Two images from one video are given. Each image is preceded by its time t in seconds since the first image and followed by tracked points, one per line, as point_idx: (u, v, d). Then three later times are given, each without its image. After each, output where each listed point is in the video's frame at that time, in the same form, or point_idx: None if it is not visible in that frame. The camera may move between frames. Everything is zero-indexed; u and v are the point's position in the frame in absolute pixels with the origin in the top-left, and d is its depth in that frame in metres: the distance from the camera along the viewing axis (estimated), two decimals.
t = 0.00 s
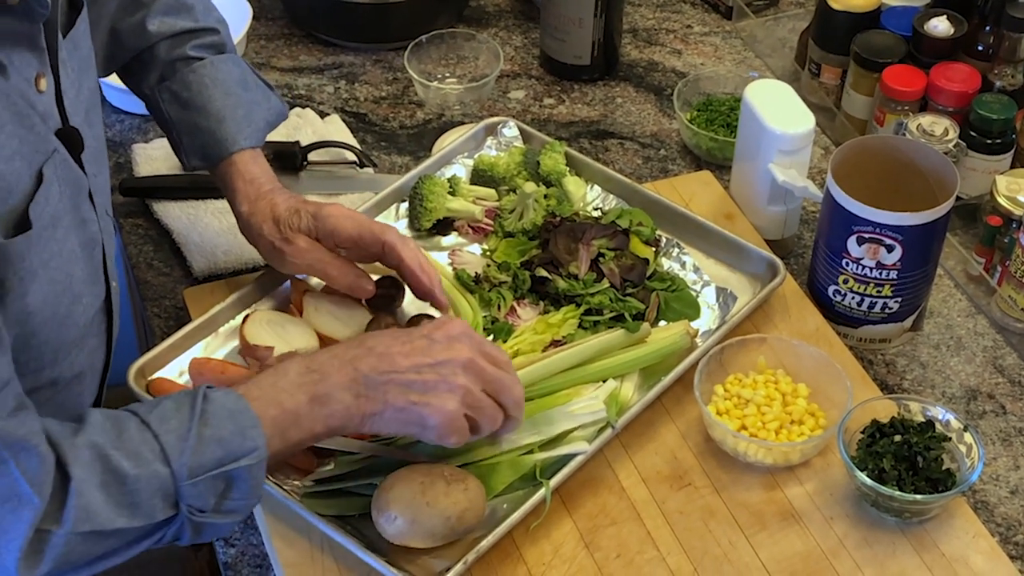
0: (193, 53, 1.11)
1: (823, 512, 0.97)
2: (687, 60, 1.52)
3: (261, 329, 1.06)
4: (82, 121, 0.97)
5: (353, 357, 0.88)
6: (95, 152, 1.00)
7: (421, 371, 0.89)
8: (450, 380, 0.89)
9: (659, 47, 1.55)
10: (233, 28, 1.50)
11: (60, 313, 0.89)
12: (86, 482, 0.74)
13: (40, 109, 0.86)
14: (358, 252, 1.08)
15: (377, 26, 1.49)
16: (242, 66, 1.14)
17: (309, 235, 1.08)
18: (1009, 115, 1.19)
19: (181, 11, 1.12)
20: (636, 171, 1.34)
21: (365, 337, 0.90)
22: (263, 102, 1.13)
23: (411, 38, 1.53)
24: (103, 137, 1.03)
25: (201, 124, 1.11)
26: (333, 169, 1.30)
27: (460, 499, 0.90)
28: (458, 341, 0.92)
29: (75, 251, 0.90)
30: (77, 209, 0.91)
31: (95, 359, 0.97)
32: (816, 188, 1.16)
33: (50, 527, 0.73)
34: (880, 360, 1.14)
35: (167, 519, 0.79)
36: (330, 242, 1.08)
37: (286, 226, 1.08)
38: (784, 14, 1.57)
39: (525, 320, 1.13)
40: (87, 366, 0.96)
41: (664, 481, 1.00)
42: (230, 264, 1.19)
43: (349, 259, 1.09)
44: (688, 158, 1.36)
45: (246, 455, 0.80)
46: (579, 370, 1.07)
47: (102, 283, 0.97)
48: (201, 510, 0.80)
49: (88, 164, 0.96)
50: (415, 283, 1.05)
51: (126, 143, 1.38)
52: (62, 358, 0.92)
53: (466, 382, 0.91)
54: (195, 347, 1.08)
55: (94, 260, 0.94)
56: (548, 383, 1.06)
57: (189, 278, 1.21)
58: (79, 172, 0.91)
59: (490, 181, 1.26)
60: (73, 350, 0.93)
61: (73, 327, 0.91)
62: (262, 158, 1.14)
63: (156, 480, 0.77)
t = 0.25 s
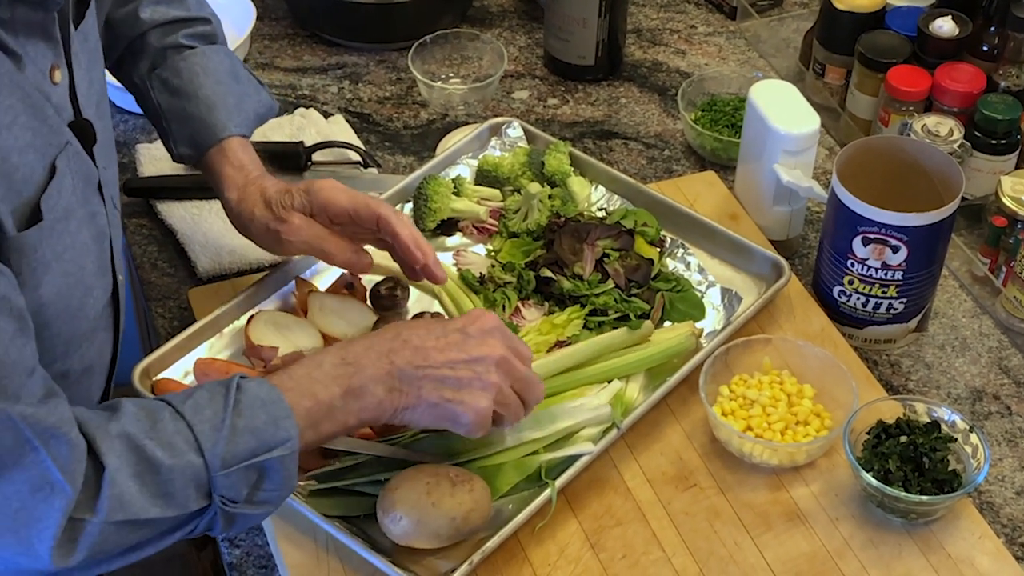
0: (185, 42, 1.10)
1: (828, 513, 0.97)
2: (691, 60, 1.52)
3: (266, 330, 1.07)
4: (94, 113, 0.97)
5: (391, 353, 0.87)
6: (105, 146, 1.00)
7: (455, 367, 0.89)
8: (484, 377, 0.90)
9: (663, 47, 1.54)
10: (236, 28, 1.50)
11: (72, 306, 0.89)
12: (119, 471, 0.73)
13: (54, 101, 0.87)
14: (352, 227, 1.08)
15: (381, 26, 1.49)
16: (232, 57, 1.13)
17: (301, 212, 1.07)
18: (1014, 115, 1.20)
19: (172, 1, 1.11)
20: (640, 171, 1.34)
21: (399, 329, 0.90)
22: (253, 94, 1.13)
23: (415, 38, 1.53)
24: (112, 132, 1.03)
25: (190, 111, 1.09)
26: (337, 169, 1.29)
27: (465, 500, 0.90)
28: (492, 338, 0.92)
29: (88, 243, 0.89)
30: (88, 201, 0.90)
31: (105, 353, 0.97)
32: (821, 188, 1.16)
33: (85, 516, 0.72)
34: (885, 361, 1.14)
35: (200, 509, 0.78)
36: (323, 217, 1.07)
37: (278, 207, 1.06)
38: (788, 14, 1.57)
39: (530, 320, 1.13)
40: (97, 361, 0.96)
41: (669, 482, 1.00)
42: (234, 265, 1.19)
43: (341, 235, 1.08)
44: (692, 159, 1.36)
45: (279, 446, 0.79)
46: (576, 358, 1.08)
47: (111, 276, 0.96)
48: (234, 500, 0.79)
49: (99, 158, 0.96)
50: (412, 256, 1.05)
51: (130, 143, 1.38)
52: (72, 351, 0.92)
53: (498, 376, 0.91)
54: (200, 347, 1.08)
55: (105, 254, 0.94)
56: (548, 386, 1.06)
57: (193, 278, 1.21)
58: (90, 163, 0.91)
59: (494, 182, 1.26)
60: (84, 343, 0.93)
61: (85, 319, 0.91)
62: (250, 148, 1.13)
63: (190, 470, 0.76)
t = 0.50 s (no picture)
0: (173, 42, 1.09)
1: (833, 516, 0.97)
2: (694, 61, 1.52)
3: (269, 333, 1.07)
4: (104, 111, 0.97)
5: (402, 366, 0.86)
6: (115, 144, 1.00)
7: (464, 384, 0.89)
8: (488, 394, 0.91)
9: (666, 49, 1.54)
10: (237, 28, 1.50)
11: (80, 305, 0.88)
12: (103, 499, 0.73)
13: (63, 98, 0.87)
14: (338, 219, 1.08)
15: (383, 27, 1.49)
16: (219, 61, 1.12)
17: (288, 204, 1.07)
18: (1018, 117, 1.19)
19: (161, 2, 1.10)
20: (643, 173, 1.34)
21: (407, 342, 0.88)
22: (240, 97, 1.12)
23: (418, 39, 1.52)
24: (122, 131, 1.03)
25: (177, 110, 1.08)
26: (340, 171, 1.28)
27: (469, 502, 0.90)
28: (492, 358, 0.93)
29: (96, 243, 0.89)
30: (98, 200, 0.90)
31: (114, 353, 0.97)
32: (825, 190, 1.16)
33: (63, 541, 0.72)
34: (889, 363, 1.14)
35: (179, 530, 0.79)
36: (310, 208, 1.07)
37: (266, 201, 1.06)
38: (792, 16, 1.57)
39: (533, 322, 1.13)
40: (105, 358, 0.95)
41: (673, 485, 1.00)
42: (238, 266, 1.19)
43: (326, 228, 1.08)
44: (695, 160, 1.36)
45: (265, 477, 0.80)
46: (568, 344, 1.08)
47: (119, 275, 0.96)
48: (215, 523, 0.80)
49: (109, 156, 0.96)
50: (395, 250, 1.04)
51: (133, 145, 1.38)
52: (80, 351, 0.91)
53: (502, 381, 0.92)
54: (203, 349, 1.08)
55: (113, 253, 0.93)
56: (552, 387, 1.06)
57: (196, 279, 1.21)
58: (99, 161, 0.91)
59: (498, 183, 1.25)
60: (93, 343, 0.93)
61: (92, 319, 0.91)
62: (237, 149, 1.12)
63: (174, 499, 0.76)
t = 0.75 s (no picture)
0: (190, 49, 1.09)
1: (837, 518, 0.97)
2: (698, 62, 1.51)
3: (272, 335, 1.06)
4: (113, 120, 0.97)
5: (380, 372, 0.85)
6: (123, 151, 1.00)
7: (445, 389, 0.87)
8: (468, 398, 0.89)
9: (670, 49, 1.54)
10: (240, 28, 1.50)
11: (85, 314, 0.88)
12: (75, 522, 0.74)
13: (70, 107, 0.87)
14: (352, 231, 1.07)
15: (387, 28, 1.49)
16: (236, 69, 1.12)
17: (303, 215, 1.05)
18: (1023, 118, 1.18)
19: (178, 8, 1.10)
20: (647, 174, 1.34)
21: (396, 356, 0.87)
22: (257, 105, 1.11)
23: (421, 39, 1.52)
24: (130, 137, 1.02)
25: (193, 117, 1.08)
26: (343, 171, 1.29)
27: (473, 505, 0.89)
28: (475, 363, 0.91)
29: (101, 252, 0.89)
30: (103, 209, 0.90)
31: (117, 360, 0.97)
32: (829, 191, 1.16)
33: (35, 562, 0.74)
34: (894, 364, 1.13)
35: (152, 549, 0.80)
36: (325, 220, 1.06)
37: (282, 212, 1.05)
38: (795, 16, 1.57)
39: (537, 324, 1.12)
40: (109, 366, 0.95)
41: (677, 487, 1.00)
42: (241, 267, 1.19)
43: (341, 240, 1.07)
44: (699, 161, 1.35)
45: (239, 500, 0.81)
46: (564, 335, 1.07)
47: (125, 285, 0.96)
48: (188, 544, 0.82)
49: (116, 163, 0.95)
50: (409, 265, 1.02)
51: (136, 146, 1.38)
52: (85, 359, 0.91)
53: (489, 401, 0.90)
54: (206, 350, 1.08)
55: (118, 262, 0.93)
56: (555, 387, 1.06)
57: (199, 281, 1.21)
58: (105, 170, 0.91)
59: (501, 184, 1.25)
60: (97, 350, 0.92)
61: (97, 328, 0.91)
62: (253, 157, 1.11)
63: (148, 521, 0.77)
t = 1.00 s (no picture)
0: (231, 35, 1.06)
1: (840, 521, 0.97)
2: (700, 64, 1.51)
3: (275, 337, 1.06)
4: (114, 124, 0.97)
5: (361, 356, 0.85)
6: (125, 154, 1.00)
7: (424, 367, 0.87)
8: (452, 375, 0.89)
9: (672, 51, 1.54)
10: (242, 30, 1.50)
11: (86, 321, 0.89)
12: (71, 517, 0.74)
13: (72, 113, 0.86)
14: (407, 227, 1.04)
15: (389, 30, 1.49)
16: (277, 52, 1.09)
17: (369, 203, 1.01)
18: None
19: None
20: (649, 176, 1.34)
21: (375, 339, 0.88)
22: (301, 88, 1.08)
23: (423, 41, 1.52)
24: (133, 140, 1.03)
25: (236, 104, 1.05)
26: (345, 173, 1.28)
27: (476, 507, 0.89)
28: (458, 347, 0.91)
29: (103, 260, 0.89)
30: (105, 214, 0.90)
31: (118, 364, 0.97)
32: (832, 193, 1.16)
33: (35, 562, 0.74)
34: (896, 366, 1.13)
35: (151, 540, 0.80)
36: (389, 212, 1.02)
37: (343, 206, 1.00)
38: (797, 18, 1.56)
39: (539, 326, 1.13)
40: (111, 370, 0.95)
41: (679, 490, 0.99)
42: (242, 269, 1.19)
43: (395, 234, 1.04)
44: (701, 163, 1.35)
45: (233, 482, 0.81)
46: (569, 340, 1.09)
47: (126, 289, 0.96)
48: (185, 531, 0.81)
49: (118, 168, 0.95)
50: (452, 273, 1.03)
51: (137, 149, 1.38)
52: (87, 363, 0.91)
53: (476, 377, 0.90)
54: (209, 351, 1.08)
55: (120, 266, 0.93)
56: (556, 390, 1.06)
57: (202, 283, 1.20)
58: (107, 175, 0.90)
59: (503, 187, 1.25)
60: (99, 354, 0.93)
61: (99, 333, 0.91)
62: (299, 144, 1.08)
63: (143, 510, 0.77)
